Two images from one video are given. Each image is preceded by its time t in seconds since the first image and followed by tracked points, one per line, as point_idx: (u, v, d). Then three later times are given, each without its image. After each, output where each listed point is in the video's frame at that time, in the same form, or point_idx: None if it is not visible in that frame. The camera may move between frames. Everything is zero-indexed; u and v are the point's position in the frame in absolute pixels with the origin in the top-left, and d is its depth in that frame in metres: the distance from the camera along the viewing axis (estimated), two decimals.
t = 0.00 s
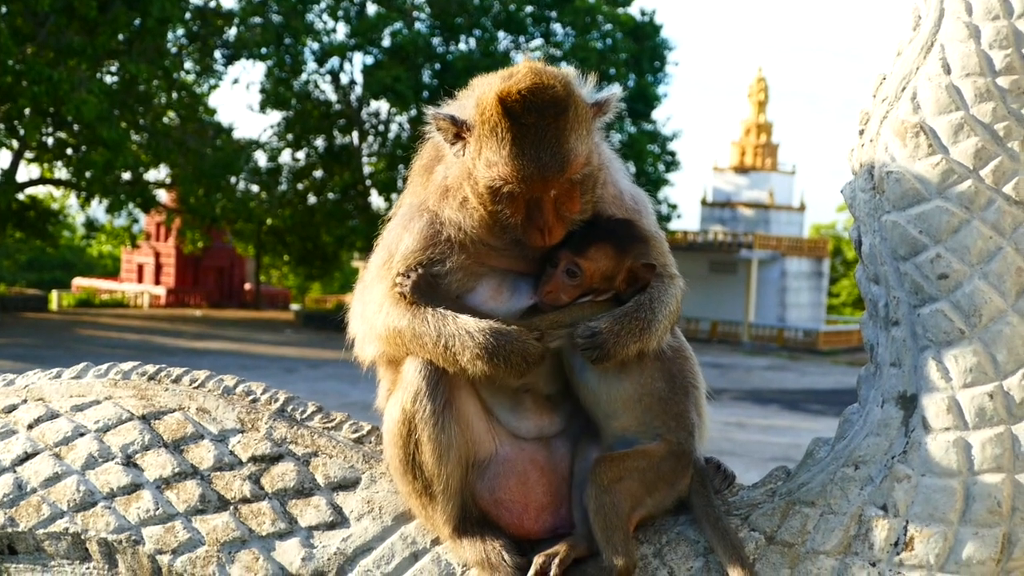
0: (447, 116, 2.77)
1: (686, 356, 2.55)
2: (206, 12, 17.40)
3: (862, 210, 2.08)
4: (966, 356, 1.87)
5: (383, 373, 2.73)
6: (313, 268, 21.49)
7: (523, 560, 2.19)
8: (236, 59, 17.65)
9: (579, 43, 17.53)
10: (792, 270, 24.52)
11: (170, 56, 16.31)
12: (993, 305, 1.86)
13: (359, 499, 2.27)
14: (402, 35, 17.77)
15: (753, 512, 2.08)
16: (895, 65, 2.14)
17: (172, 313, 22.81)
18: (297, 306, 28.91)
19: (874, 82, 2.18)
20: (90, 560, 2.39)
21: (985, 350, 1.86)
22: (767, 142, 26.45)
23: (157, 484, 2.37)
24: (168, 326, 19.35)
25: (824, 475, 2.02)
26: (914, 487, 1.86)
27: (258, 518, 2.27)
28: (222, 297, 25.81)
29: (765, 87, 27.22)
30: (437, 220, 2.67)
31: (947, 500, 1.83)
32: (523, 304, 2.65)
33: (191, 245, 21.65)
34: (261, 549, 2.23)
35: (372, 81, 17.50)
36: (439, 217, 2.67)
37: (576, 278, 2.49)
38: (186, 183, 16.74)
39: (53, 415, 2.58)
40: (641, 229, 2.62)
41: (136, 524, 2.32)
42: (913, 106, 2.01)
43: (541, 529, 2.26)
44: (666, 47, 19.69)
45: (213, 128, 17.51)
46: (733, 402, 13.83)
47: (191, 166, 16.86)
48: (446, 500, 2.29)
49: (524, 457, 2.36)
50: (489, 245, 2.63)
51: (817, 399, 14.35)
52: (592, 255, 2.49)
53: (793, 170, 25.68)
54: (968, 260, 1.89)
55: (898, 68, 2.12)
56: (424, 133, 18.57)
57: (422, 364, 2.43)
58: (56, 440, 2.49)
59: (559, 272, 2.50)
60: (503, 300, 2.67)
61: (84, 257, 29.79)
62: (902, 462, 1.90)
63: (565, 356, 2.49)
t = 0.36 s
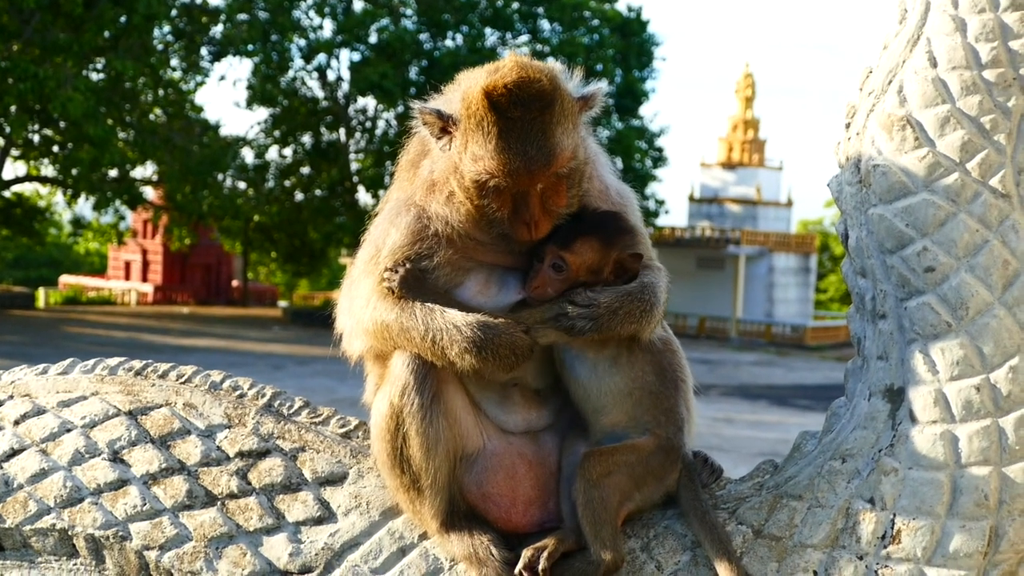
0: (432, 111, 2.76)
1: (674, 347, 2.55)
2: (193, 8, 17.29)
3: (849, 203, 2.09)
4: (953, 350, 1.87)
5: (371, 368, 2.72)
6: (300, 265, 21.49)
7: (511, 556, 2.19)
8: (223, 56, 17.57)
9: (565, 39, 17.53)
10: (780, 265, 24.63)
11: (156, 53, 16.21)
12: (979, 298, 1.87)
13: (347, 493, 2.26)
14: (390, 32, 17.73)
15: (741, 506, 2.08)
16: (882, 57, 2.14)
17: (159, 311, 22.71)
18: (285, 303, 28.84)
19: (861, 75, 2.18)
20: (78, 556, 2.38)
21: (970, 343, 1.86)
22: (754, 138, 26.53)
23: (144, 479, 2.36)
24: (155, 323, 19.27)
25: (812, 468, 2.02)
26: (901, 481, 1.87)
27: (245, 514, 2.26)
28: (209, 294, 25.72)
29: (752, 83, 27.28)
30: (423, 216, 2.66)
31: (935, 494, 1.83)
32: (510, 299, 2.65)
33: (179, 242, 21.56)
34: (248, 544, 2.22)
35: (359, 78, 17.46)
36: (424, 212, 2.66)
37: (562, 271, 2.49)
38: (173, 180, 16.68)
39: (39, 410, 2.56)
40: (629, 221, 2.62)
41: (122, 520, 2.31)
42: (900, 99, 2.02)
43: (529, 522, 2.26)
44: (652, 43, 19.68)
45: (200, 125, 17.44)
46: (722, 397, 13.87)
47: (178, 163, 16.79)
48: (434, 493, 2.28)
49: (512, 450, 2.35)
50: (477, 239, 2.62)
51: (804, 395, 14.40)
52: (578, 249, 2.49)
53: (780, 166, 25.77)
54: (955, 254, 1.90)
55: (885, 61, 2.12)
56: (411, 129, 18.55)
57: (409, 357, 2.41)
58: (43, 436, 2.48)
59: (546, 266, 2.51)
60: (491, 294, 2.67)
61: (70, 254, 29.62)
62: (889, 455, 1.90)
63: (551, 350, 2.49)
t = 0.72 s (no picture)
0: (428, 105, 2.75)
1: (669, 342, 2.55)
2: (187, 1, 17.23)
3: (846, 195, 2.08)
4: (949, 342, 1.87)
5: (365, 363, 2.71)
6: (294, 259, 21.46)
7: (507, 550, 2.17)
8: (217, 50, 17.50)
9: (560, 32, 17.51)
10: (774, 258, 24.65)
11: (150, 46, 16.15)
12: (976, 290, 1.86)
13: (342, 487, 2.26)
14: (384, 25, 17.69)
15: (738, 499, 2.08)
16: (877, 50, 2.14)
17: (152, 304, 22.66)
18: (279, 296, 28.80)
19: (856, 67, 2.18)
20: (72, 550, 2.37)
21: (967, 336, 1.86)
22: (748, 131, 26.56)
23: (139, 473, 2.35)
24: (149, 317, 19.24)
25: (808, 461, 2.02)
26: (897, 473, 1.87)
27: (241, 507, 2.25)
28: (203, 288, 25.65)
29: (746, 76, 27.27)
30: (418, 210, 2.65)
31: (932, 486, 1.83)
32: (505, 294, 2.64)
33: (173, 236, 21.50)
34: (243, 537, 2.21)
35: (353, 71, 17.41)
36: (419, 206, 2.65)
37: (554, 267, 2.49)
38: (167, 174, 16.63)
39: (34, 404, 2.55)
40: (624, 216, 2.62)
41: (118, 514, 2.30)
42: (896, 91, 2.01)
43: (525, 515, 2.26)
44: (646, 36, 19.66)
45: (194, 119, 17.39)
46: (716, 390, 13.88)
47: (173, 156, 16.74)
48: (429, 487, 2.27)
49: (507, 445, 2.34)
50: (472, 233, 2.61)
51: (799, 388, 14.42)
52: (571, 244, 2.48)
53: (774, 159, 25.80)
54: (951, 246, 1.89)
55: (881, 53, 2.11)
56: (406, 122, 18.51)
57: (404, 351, 2.40)
58: (37, 429, 2.46)
59: (539, 261, 2.50)
60: (485, 288, 2.66)
61: (64, 248, 29.53)
62: (885, 447, 1.90)
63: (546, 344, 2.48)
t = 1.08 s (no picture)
0: (429, 97, 2.74)
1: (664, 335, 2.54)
2: None
3: (841, 188, 2.09)
4: (944, 335, 1.87)
5: (360, 354, 2.71)
6: (289, 253, 21.43)
7: (502, 542, 2.17)
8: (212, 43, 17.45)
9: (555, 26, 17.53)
10: (769, 253, 24.69)
11: (146, 39, 16.10)
12: (971, 283, 1.86)
13: (336, 479, 2.26)
14: (379, 19, 17.65)
15: (732, 491, 2.09)
16: (872, 43, 2.14)
17: (148, 297, 22.62)
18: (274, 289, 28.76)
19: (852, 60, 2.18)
20: (67, 541, 2.36)
21: (962, 328, 1.86)
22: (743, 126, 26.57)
23: (133, 465, 2.34)
24: (144, 310, 19.19)
25: (802, 453, 2.02)
26: (891, 466, 1.87)
27: (235, 499, 2.25)
28: (198, 281, 25.59)
29: (741, 70, 27.28)
30: (416, 202, 2.64)
31: (926, 479, 1.83)
32: (501, 287, 2.65)
33: (167, 229, 21.44)
34: (237, 529, 2.21)
35: (349, 64, 17.38)
36: (418, 197, 2.65)
37: (552, 260, 2.49)
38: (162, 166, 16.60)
39: (28, 396, 2.54)
40: (621, 211, 2.62)
41: (111, 506, 2.30)
42: (891, 84, 2.01)
43: (519, 507, 2.26)
44: (642, 30, 19.64)
45: (189, 112, 17.35)
46: (711, 384, 13.91)
47: (168, 149, 16.70)
48: (424, 480, 2.27)
49: (503, 437, 2.34)
50: (470, 226, 2.61)
51: (794, 382, 14.44)
52: (570, 237, 2.48)
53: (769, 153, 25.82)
54: (946, 239, 1.89)
55: (876, 46, 2.12)
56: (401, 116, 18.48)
57: (402, 343, 2.40)
58: (31, 421, 2.46)
59: (535, 254, 2.50)
60: (482, 281, 2.67)
61: (58, 241, 29.44)
62: (879, 440, 1.90)
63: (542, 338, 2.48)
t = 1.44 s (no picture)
0: (429, 94, 2.73)
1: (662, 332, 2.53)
2: None
3: (840, 183, 2.09)
4: (942, 331, 1.87)
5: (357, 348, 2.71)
6: (285, 247, 21.41)
7: (499, 536, 2.17)
8: (208, 37, 17.41)
9: (553, 22, 17.49)
10: (764, 249, 24.74)
11: (142, 33, 16.06)
12: (969, 279, 1.86)
13: (334, 473, 2.25)
14: (375, 13, 17.62)
15: (729, 487, 2.09)
16: (872, 39, 2.14)
17: (143, 290, 22.58)
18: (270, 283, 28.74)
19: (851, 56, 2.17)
20: (64, 533, 2.36)
21: (960, 325, 1.86)
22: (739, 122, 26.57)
23: (130, 458, 2.34)
24: (140, 303, 19.17)
25: (800, 449, 2.03)
26: (889, 462, 1.87)
27: (233, 492, 2.24)
28: (193, 275, 25.57)
29: (737, 66, 27.27)
30: (415, 197, 2.64)
31: (923, 475, 1.84)
32: (499, 282, 2.65)
33: (163, 222, 21.41)
34: (235, 522, 2.20)
35: (345, 59, 17.35)
36: (417, 191, 2.65)
37: (551, 257, 2.49)
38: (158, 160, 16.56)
39: (26, 388, 2.54)
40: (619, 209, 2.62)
41: (109, 498, 2.29)
42: (890, 80, 2.01)
43: (517, 502, 2.26)
44: (639, 26, 19.62)
45: (185, 105, 17.31)
46: (707, 381, 13.92)
47: (164, 143, 16.66)
48: (422, 474, 2.28)
49: (500, 431, 2.34)
50: (469, 221, 2.60)
51: (789, 379, 14.46)
52: (568, 234, 2.48)
53: (765, 149, 25.82)
54: (944, 235, 1.89)
55: (875, 42, 2.11)
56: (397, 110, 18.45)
57: (400, 338, 2.40)
58: (29, 413, 2.45)
59: (534, 252, 2.50)
60: (480, 277, 2.67)
61: (55, 234, 29.39)
62: (877, 436, 1.91)
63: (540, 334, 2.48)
